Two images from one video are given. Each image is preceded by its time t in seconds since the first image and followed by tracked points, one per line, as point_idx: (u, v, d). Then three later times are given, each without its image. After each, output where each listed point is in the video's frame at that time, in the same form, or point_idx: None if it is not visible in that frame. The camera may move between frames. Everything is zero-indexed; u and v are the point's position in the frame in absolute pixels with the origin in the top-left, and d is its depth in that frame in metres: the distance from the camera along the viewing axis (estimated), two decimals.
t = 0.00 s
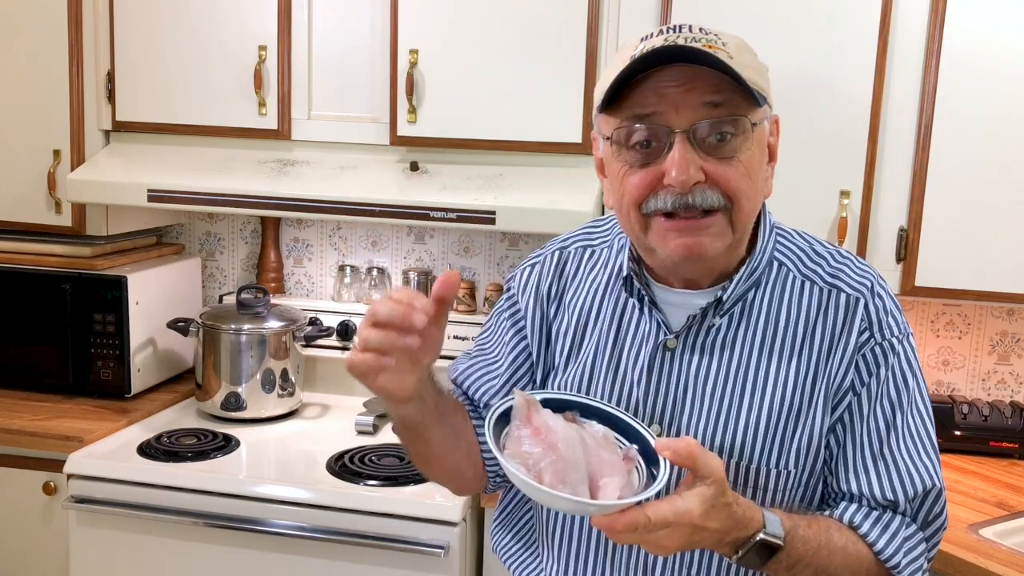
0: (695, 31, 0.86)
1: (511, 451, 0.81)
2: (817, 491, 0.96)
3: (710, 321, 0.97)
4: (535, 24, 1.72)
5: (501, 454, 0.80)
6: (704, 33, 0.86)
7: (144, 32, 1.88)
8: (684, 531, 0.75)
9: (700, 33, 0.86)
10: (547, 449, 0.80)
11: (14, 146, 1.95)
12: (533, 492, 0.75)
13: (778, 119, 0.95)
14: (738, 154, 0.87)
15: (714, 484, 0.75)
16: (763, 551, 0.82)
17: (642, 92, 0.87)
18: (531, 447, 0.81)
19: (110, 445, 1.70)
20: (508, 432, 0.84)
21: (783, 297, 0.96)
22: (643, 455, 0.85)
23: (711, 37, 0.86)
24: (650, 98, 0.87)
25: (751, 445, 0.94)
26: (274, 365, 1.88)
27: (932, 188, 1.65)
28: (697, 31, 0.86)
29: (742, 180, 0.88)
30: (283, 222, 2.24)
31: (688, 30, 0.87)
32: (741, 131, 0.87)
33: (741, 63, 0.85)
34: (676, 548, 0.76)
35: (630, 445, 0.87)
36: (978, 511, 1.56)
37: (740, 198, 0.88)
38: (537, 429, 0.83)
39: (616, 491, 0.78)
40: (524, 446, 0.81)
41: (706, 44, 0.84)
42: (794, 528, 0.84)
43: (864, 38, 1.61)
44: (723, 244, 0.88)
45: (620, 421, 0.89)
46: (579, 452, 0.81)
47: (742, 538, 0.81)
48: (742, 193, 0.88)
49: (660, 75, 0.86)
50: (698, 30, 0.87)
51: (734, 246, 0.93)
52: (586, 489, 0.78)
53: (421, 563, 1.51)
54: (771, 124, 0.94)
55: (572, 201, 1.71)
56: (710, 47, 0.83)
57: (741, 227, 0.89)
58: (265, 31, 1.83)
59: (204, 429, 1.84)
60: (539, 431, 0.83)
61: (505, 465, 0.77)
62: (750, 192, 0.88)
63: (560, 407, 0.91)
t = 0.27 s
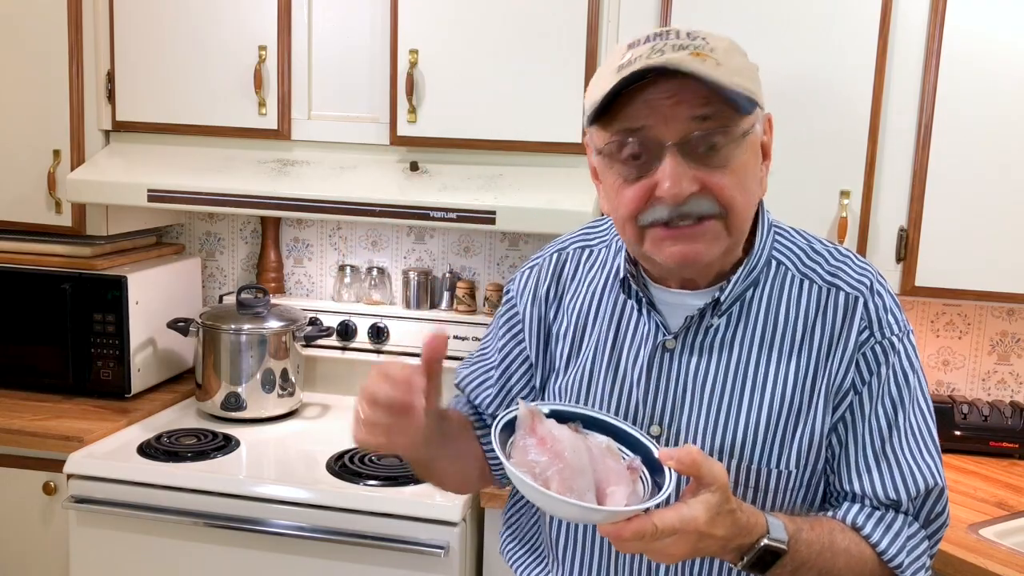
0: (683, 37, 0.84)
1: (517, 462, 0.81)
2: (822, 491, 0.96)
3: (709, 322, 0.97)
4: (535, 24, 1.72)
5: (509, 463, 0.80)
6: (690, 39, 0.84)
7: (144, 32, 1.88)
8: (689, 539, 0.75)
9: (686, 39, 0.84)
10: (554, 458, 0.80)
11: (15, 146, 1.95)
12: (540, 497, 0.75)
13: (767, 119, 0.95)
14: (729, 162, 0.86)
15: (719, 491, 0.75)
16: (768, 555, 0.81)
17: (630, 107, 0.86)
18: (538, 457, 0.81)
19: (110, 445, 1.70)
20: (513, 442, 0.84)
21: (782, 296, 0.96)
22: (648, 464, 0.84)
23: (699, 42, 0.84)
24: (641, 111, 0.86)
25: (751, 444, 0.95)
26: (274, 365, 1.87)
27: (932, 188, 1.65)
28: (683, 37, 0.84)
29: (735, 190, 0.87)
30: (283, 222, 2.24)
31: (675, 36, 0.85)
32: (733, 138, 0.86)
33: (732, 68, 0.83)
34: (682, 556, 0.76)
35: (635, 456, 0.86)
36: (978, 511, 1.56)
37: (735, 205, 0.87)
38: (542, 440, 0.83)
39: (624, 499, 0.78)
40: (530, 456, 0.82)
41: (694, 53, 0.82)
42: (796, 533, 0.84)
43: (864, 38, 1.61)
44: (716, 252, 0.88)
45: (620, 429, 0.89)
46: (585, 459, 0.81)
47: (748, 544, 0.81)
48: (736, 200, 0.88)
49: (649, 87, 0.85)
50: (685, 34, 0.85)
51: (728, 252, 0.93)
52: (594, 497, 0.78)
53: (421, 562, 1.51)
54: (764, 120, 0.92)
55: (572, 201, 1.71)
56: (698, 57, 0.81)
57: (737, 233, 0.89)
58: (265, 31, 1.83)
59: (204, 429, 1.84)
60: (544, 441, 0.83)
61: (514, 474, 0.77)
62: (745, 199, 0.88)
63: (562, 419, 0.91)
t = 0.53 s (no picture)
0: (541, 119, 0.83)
1: (507, 488, 0.83)
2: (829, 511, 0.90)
3: (687, 319, 0.93)
4: (535, 24, 1.72)
5: (499, 487, 0.82)
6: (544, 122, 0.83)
7: (143, 32, 1.88)
8: None
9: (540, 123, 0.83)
10: (543, 487, 0.81)
11: (15, 146, 1.95)
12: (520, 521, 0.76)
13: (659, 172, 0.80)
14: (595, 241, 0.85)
15: (712, 530, 0.71)
16: None
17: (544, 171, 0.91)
18: (527, 485, 0.82)
19: (110, 445, 1.70)
20: (509, 467, 0.86)
21: (769, 304, 0.90)
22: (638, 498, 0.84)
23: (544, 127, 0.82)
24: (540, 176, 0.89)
25: (739, 468, 0.89)
26: (274, 365, 1.87)
27: (932, 188, 1.65)
28: (542, 118, 0.83)
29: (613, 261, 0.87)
30: (283, 222, 2.24)
31: (544, 113, 0.84)
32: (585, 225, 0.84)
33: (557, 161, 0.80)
34: None
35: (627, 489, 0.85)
36: (978, 511, 1.56)
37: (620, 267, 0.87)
38: (535, 467, 0.84)
39: (608, 531, 0.77)
40: (520, 483, 0.83)
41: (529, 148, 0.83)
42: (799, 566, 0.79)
43: (863, 38, 1.61)
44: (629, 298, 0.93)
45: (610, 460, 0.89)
46: (575, 490, 0.82)
47: None
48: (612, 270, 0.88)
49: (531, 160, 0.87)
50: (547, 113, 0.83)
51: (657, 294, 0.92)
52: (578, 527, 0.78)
53: (421, 563, 1.51)
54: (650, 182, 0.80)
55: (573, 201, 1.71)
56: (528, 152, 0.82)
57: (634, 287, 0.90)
58: (265, 31, 1.84)
59: (205, 429, 1.84)
60: (537, 470, 0.84)
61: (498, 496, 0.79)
62: (621, 267, 0.87)
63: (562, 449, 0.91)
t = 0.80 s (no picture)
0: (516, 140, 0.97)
1: (468, 503, 0.84)
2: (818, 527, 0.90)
3: (664, 320, 0.98)
4: (535, 24, 1.72)
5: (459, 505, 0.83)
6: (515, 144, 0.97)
7: (143, 32, 1.88)
8: None
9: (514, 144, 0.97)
10: (502, 504, 0.82)
11: (15, 146, 1.95)
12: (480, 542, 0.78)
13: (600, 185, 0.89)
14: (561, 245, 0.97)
15: (673, 552, 0.77)
16: None
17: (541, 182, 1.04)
18: (487, 501, 0.83)
19: (110, 445, 1.70)
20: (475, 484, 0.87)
21: (736, 313, 0.92)
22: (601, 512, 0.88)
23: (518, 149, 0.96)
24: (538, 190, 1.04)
25: (716, 478, 0.91)
26: (274, 365, 1.87)
27: (932, 188, 1.65)
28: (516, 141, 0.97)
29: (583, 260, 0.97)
30: (283, 222, 2.24)
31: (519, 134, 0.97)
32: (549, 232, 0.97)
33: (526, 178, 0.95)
34: None
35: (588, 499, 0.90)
36: (978, 511, 1.56)
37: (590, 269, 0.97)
38: (499, 484, 0.85)
39: (562, 552, 0.79)
40: (481, 499, 0.84)
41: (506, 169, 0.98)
42: None
43: (863, 38, 1.61)
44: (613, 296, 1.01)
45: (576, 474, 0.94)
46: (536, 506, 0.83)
47: None
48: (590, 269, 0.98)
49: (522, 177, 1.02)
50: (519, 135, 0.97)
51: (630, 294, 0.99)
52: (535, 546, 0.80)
53: (421, 563, 1.51)
54: (594, 189, 0.90)
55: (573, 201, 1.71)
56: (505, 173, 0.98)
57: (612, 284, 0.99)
58: (265, 31, 1.83)
59: (204, 429, 1.84)
60: (500, 485, 0.85)
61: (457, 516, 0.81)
62: (591, 270, 0.98)
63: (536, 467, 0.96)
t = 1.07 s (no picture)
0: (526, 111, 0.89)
1: (452, 494, 0.87)
2: (808, 519, 0.90)
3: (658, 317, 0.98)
4: (535, 24, 1.72)
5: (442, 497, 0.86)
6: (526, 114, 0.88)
7: (143, 32, 1.88)
8: None
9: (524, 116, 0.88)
10: (483, 495, 0.86)
11: (15, 146, 1.95)
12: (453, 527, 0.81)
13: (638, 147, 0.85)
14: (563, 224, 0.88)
15: (652, 543, 0.77)
16: None
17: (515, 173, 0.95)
18: (471, 492, 0.87)
19: (110, 445, 1.70)
20: (462, 473, 0.91)
21: (726, 304, 0.92)
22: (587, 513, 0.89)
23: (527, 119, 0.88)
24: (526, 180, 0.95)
25: (707, 470, 0.91)
26: (274, 365, 1.87)
27: (932, 188, 1.65)
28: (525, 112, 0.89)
29: (581, 241, 0.89)
30: (283, 222, 2.24)
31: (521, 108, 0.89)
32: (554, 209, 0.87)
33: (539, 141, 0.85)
34: None
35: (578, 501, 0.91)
36: (978, 511, 1.57)
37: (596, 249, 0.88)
38: (482, 475, 0.89)
39: (537, 541, 0.82)
40: (465, 490, 0.87)
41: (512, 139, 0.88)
42: None
43: (863, 38, 1.61)
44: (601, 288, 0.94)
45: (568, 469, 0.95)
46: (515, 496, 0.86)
47: None
48: (588, 251, 0.89)
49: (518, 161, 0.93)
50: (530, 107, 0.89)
51: (628, 280, 0.93)
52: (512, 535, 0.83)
53: (421, 563, 1.51)
54: (613, 160, 0.84)
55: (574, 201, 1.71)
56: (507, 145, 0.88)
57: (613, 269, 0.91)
58: (265, 31, 1.83)
59: (204, 429, 1.84)
60: (484, 477, 0.88)
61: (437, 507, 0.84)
62: (595, 250, 0.89)
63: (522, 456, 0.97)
